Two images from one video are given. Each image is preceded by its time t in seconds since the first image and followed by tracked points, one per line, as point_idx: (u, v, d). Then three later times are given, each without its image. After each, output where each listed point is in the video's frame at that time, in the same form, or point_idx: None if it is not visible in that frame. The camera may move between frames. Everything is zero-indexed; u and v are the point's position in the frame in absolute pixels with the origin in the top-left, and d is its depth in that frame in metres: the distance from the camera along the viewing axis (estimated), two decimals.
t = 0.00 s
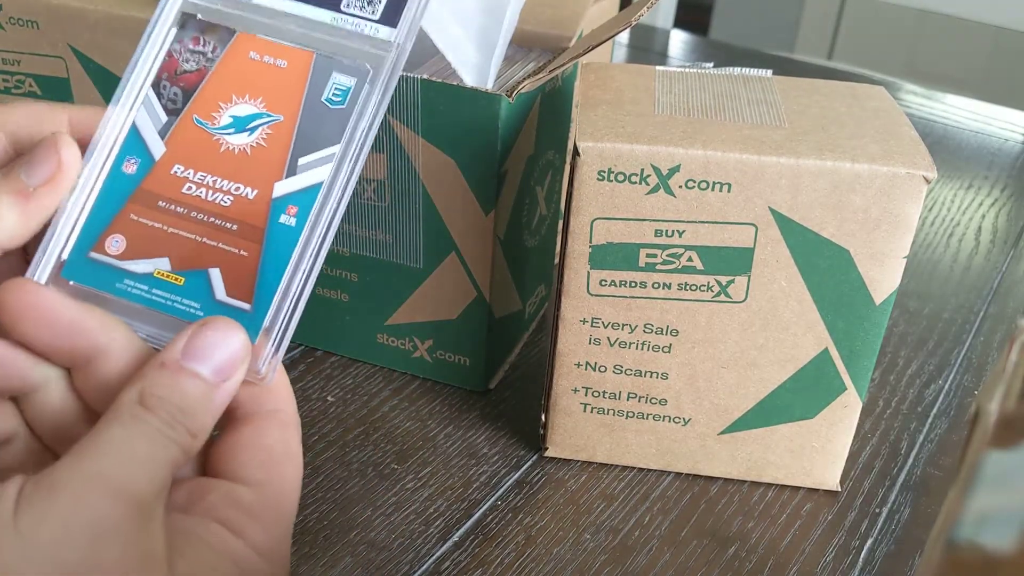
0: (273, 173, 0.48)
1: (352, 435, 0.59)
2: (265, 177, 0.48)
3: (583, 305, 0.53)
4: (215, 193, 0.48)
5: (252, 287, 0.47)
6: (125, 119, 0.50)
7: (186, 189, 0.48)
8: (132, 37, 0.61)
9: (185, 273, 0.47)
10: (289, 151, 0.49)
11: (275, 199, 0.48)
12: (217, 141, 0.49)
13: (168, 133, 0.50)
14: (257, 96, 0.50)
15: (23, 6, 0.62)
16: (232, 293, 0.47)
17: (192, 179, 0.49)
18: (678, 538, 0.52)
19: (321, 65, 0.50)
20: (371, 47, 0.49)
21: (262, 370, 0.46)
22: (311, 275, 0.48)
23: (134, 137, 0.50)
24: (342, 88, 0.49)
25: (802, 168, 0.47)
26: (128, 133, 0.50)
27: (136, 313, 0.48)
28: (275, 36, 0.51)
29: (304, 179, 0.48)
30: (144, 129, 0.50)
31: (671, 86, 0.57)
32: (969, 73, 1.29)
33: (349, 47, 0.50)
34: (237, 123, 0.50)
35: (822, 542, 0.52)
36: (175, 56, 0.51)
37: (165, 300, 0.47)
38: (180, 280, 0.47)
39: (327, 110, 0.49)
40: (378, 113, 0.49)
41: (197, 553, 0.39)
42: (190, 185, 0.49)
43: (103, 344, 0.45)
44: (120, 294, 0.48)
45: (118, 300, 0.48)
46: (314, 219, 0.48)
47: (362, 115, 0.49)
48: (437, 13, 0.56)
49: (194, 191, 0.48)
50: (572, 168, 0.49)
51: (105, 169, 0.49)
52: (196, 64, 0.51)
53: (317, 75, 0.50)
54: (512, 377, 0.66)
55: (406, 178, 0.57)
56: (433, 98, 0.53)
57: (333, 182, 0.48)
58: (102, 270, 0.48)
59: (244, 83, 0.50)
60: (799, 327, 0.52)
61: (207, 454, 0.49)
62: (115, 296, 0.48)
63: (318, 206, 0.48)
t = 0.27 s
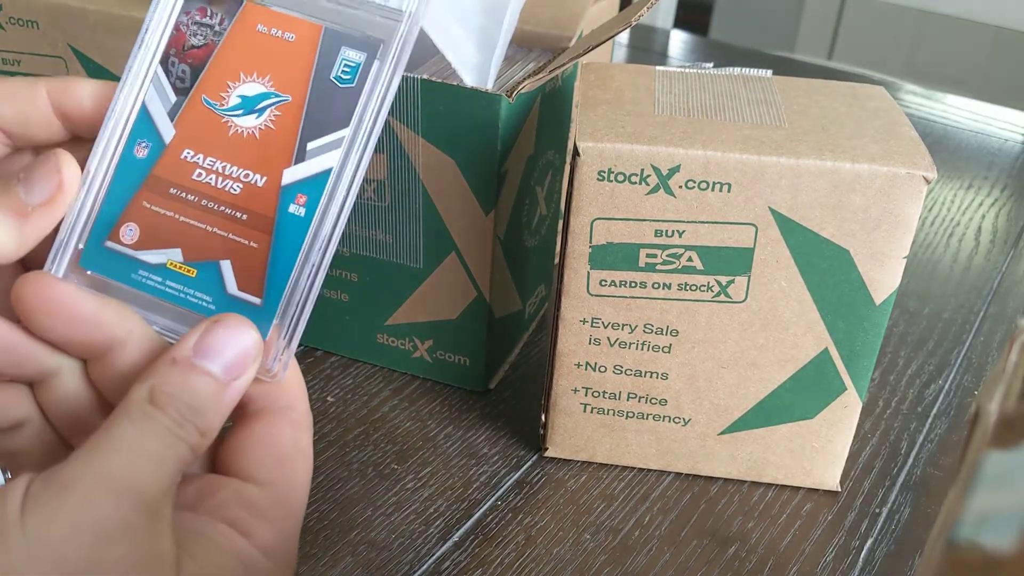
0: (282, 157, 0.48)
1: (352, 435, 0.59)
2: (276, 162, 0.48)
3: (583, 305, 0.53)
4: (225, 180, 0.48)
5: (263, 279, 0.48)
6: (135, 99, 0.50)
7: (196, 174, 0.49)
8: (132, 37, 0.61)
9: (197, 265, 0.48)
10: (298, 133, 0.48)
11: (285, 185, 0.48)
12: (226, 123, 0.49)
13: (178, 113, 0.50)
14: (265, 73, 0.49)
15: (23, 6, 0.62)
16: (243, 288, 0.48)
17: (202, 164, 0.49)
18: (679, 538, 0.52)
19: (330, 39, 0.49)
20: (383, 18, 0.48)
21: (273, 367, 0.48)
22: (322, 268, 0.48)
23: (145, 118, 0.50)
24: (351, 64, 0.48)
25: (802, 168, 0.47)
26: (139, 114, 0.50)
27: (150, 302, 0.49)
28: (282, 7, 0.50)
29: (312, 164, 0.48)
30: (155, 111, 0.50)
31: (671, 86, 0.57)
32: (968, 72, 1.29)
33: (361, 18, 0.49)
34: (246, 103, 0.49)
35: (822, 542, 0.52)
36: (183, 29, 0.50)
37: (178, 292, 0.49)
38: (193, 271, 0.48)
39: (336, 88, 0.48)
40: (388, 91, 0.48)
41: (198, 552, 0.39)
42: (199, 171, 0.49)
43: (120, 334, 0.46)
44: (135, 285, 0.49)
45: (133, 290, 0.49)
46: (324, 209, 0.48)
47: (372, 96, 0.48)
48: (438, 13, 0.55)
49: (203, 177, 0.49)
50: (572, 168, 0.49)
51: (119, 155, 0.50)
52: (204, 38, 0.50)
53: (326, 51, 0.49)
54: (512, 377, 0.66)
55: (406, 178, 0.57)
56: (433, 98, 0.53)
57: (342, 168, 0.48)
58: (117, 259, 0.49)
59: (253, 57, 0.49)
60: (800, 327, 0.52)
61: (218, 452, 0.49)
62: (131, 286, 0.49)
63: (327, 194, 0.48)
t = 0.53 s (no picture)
0: (286, 154, 0.48)
1: (352, 435, 0.59)
2: (280, 159, 0.48)
3: (583, 305, 0.53)
4: (230, 175, 0.48)
5: (263, 275, 0.48)
6: (145, 99, 0.50)
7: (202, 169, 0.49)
8: (132, 37, 0.61)
9: (199, 258, 0.48)
10: (304, 130, 0.48)
11: (288, 182, 0.48)
12: (233, 120, 0.49)
13: (186, 111, 0.50)
14: (273, 71, 0.49)
15: (23, 6, 0.62)
16: (244, 282, 0.48)
17: (208, 160, 0.49)
18: (679, 538, 0.52)
19: (338, 38, 0.48)
20: (391, 17, 0.48)
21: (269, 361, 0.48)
22: (322, 262, 0.48)
23: (154, 115, 0.50)
24: (358, 63, 0.48)
25: (802, 168, 0.47)
26: (147, 112, 0.50)
27: (152, 295, 0.49)
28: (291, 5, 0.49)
29: (315, 162, 0.48)
30: (164, 108, 0.50)
31: (671, 86, 0.57)
32: (968, 72, 1.29)
33: (369, 18, 0.48)
34: (253, 101, 0.49)
35: (822, 542, 0.52)
36: (194, 29, 0.50)
37: (179, 285, 0.48)
38: (195, 265, 0.48)
39: (343, 87, 0.48)
40: (393, 91, 0.48)
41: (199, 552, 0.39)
42: (205, 166, 0.49)
43: (120, 328, 0.47)
44: (136, 278, 0.49)
45: (136, 283, 0.49)
46: (325, 205, 0.48)
47: (377, 95, 0.48)
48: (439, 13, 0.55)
49: (209, 173, 0.49)
50: (572, 167, 0.49)
51: (125, 151, 0.50)
52: (214, 37, 0.50)
53: (334, 50, 0.48)
54: (512, 377, 0.66)
55: (406, 178, 0.57)
56: (433, 98, 0.53)
57: (343, 164, 0.47)
58: (120, 252, 0.49)
59: (262, 55, 0.49)
60: (800, 327, 0.52)
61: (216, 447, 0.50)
62: (133, 279, 0.49)
63: (330, 190, 0.48)
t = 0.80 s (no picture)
0: (292, 163, 0.48)
1: (352, 435, 0.59)
2: (285, 167, 0.49)
3: (583, 305, 0.53)
4: (236, 180, 0.49)
5: (259, 277, 0.47)
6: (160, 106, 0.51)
7: (208, 176, 0.49)
8: (132, 37, 0.61)
9: (198, 260, 0.48)
10: (311, 140, 0.49)
11: (290, 190, 0.48)
12: (244, 129, 0.50)
13: (199, 119, 0.50)
14: (286, 85, 0.50)
15: (23, 6, 0.62)
16: (239, 284, 0.48)
17: (216, 166, 0.49)
18: (679, 538, 0.52)
19: (353, 56, 0.50)
20: (403, 38, 0.50)
21: (255, 365, 0.47)
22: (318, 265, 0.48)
23: (168, 121, 0.51)
24: (368, 79, 0.49)
25: (802, 168, 0.47)
26: (162, 119, 0.51)
27: (148, 295, 0.48)
28: (310, 24, 0.51)
29: (319, 171, 0.48)
30: (178, 115, 0.51)
31: (671, 86, 0.57)
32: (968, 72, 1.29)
33: (383, 39, 0.50)
34: (265, 112, 0.50)
35: (822, 542, 0.52)
36: (216, 43, 0.52)
37: (176, 285, 0.48)
38: (192, 266, 0.48)
39: (352, 102, 0.49)
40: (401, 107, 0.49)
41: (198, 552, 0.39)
42: (212, 172, 0.49)
43: (120, 329, 0.47)
44: (133, 276, 0.49)
45: (133, 282, 0.49)
46: (325, 213, 0.48)
47: (384, 111, 0.49)
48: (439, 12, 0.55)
49: (216, 178, 0.49)
50: (572, 167, 0.49)
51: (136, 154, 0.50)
52: (234, 51, 0.51)
53: (347, 66, 0.50)
54: (511, 377, 0.66)
55: (406, 178, 0.57)
56: (433, 98, 0.53)
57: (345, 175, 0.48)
58: (120, 252, 0.49)
59: (277, 68, 0.51)
60: (800, 327, 0.52)
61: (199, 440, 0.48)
62: (129, 278, 0.49)
63: (330, 199, 0.48)
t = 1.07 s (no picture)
0: (295, 168, 0.49)
1: (352, 435, 0.59)
2: (288, 172, 0.49)
3: (583, 305, 0.53)
4: (239, 186, 0.49)
5: (264, 283, 0.48)
6: (162, 108, 0.51)
7: (212, 181, 0.49)
8: (132, 37, 0.61)
9: (203, 266, 0.48)
10: (313, 144, 0.49)
11: (293, 195, 0.48)
12: (245, 133, 0.50)
13: (202, 122, 0.50)
14: (288, 88, 0.50)
15: (23, 6, 0.62)
16: (244, 291, 0.48)
17: (219, 170, 0.49)
18: (679, 538, 0.52)
19: (353, 58, 0.50)
20: (404, 40, 0.50)
21: (263, 372, 0.47)
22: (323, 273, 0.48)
23: (170, 125, 0.51)
24: (369, 82, 0.49)
25: (802, 168, 0.47)
26: (164, 121, 0.51)
27: (154, 301, 0.49)
28: (309, 25, 0.51)
29: (322, 176, 0.48)
30: (180, 118, 0.51)
31: (671, 86, 0.57)
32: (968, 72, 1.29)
33: (383, 39, 0.50)
34: (267, 115, 0.50)
35: (822, 542, 0.52)
36: (216, 44, 0.52)
37: (181, 292, 0.48)
38: (198, 272, 0.48)
39: (354, 106, 0.49)
40: (401, 111, 0.49)
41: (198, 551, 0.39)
42: (215, 176, 0.49)
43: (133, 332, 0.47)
44: (140, 282, 0.49)
45: (139, 288, 0.49)
46: (328, 220, 0.48)
47: (386, 115, 0.49)
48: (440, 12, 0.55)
49: (220, 183, 0.49)
50: (572, 167, 0.49)
51: (140, 159, 0.50)
52: (234, 52, 0.51)
53: (347, 69, 0.50)
54: (511, 377, 0.66)
55: (406, 179, 0.57)
56: (433, 98, 0.53)
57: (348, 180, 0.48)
58: (126, 257, 0.49)
59: (279, 71, 0.50)
60: (800, 327, 0.52)
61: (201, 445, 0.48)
62: (137, 284, 0.49)
63: (334, 206, 0.48)
